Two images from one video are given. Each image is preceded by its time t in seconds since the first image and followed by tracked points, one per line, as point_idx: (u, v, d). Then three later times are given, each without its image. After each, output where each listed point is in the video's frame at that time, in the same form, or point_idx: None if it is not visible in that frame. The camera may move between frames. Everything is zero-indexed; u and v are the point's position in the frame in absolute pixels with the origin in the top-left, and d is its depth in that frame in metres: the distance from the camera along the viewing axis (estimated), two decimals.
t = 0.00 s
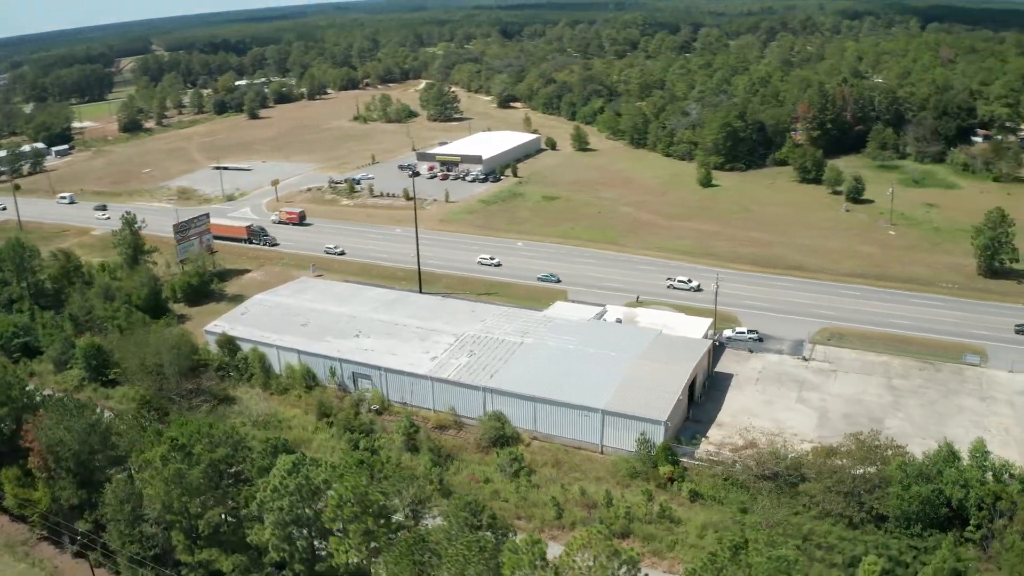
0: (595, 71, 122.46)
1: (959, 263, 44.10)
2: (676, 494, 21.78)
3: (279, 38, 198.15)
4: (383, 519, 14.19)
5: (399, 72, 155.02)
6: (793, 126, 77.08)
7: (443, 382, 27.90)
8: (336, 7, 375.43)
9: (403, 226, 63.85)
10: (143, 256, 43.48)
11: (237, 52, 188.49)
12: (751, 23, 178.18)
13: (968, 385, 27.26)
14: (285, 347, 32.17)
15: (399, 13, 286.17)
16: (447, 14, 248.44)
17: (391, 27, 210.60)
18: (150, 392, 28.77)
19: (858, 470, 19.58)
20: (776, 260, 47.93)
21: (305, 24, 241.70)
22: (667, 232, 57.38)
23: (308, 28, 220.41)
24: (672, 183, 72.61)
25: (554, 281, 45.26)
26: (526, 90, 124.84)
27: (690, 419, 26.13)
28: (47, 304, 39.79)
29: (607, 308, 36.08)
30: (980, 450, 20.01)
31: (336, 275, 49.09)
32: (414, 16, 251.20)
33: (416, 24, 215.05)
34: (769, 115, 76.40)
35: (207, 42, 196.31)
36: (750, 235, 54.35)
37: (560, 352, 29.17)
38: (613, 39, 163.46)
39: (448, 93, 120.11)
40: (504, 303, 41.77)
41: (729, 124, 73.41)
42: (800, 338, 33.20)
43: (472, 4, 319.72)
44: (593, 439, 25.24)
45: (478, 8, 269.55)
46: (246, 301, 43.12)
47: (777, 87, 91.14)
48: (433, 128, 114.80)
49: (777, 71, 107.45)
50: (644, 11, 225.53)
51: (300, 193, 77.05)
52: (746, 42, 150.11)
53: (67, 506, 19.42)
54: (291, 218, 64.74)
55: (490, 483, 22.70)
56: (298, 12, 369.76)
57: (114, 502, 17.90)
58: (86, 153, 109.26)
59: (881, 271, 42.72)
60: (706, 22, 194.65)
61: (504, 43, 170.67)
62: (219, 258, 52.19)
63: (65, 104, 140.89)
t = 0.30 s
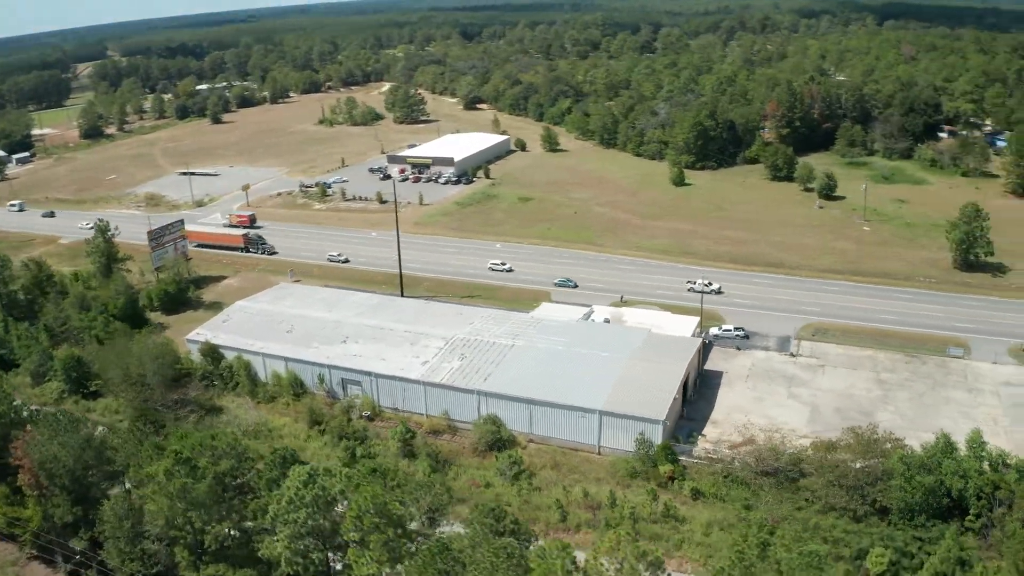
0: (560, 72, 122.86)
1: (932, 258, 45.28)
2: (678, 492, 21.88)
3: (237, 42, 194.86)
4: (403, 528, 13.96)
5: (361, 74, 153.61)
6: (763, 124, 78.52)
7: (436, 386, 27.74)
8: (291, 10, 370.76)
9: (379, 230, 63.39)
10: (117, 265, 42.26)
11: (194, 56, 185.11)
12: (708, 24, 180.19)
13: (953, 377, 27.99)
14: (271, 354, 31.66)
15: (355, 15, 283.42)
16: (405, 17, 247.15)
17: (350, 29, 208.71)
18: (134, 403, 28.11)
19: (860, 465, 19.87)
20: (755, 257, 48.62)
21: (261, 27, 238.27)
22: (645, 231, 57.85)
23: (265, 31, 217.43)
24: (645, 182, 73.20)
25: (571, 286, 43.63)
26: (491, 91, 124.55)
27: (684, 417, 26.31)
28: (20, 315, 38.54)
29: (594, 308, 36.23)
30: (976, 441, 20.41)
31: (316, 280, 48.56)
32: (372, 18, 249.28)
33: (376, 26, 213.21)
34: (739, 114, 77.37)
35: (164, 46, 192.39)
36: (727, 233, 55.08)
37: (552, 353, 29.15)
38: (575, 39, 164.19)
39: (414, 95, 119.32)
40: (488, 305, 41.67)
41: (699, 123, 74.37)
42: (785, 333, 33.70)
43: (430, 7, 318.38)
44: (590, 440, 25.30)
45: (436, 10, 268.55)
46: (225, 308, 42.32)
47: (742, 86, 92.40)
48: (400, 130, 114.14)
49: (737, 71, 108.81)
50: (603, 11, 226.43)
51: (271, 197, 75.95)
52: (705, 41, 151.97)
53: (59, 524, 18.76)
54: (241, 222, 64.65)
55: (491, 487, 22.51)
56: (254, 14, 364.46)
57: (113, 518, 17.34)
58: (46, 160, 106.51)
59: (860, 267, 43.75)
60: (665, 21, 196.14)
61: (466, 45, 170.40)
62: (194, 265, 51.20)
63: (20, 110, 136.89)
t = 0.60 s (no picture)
0: (526, 73, 123.16)
1: (907, 253, 46.35)
2: (680, 491, 21.97)
3: (196, 46, 191.58)
4: (421, 536, 13.74)
5: (325, 77, 152.12)
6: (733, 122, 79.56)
7: (430, 391, 27.54)
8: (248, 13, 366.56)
9: (355, 233, 62.91)
10: (92, 274, 41.23)
11: (151, 61, 181.43)
12: (668, 24, 182.03)
13: (939, 370, 28.69)
14: (258, 362, 31.14)
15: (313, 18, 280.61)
16: (364, 19, 245.28)
17: (310, 33, 206.56)
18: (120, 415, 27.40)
19: (860, 458, 20.12)
20: (734, 254, 49.30)
21: (217, 31, 234.40)
22: (623, 231, 58.26)
23: (223, 35, 214.01)
24: (619, 181, 73.71)
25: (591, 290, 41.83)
26: (458, 92, 124.21)
27: (680, 415, 26.47)
28: None
29: (581, 308, 36.33)
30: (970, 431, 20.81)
31: (295, 285, 48.00)
32: (330, 21, 246.81)
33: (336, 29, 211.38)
34: (709, 113, 78.23)
35: (121, 51, 188.43)
36: (704, 231, 55.76)
37: (545, 354, 29.10)
38: (538, 39, 164.70)
39: (381, 98, 118.56)
40: (474, 308, 41.56)
41: (670, 123, 75.12)
42: (771, 330, 34.15)
43: (388, 9, 316.49)
44: (588, 441, 25.36)
45: (395, 13, 267.03)
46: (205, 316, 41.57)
47: (709, 85, 93.43)
48: (368, 133, 113.36)
49: (701, 71, 110.06)
50: (562, 12, 227.33)
51: (242, 203, 74.81)
52: (666, 41, 153.58)
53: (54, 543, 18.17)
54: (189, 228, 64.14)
55: (493, 491, 22.34)
56: (210, 19, 359.14)
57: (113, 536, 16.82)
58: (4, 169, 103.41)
59: (838, 262, 44.68)
60: (625, 21, 197.55)
61: (429, 47, 169.91)
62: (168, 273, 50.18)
63: None
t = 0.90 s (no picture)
0: (492, 74, 123.14)
1: (883, 248, 47.28)
2: (683, 489, 22.07)
3: (154, 51, 187.88)
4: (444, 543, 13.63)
5: (287, 80, 150.29)
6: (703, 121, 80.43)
7: (424, 395, 27.38)
8: (204, 18, 360.82)
9: (332, 238, 62.29)
10: (66, 283, 40.11)
11: (108, 66, 177.45)
12: (629, 23, 183.41)
13: (925, 363, 29.31)
14: (246, 370, 30.63)
15: (271, 21, 277.01)
16: (323, 22, 242.93)
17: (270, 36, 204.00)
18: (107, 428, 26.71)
19: (860, 451, 20.44)
20: (714, 252, 49.81)
21: (172, 35, 230.12)
22: (601, 230, 58.49)
23: (180, 39, 210.23)
24: (593, 181, 74.01)
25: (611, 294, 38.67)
26: (425, 94, 123.62)
27: (675, 414, 26.67)
28: None
29: (569, 309, 36.40)
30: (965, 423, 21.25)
31: (275, 291, 47.33)
32: (288, 24, 243.96)
33: (296, 32, 209.07)
34: (680, 112, 78.93)
35: (77, 56, 183.92)
36: (682, 229, 56.24)
37: (539, 356, 29.06)
38: (501, 40, 164.83)
39: (347, 101, 117.54)
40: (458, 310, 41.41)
41: (643, 123, 75.63)
42: (758, 327, 34.50)
43: (346, 12, 314.07)
44: (587, 442, 25.49)
45: (353, 15, 265.02)
46: (185, 324, 40.79)
47: (677, 85, 94.33)
48: (336, 136, 112.32)
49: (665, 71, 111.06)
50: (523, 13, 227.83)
51: (213, 208, 73.53)
52: (628, 41, 154.80)
53: (52, 562, 17.60)
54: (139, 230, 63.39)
55: (495, 494, 22.14)
56: (166, 23, 352.63)
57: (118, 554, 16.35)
58: None
59: (817, 259, 45.41)
60: (586, 22, 198.38)
61: (392, 49, 169.00)
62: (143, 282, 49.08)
63: None
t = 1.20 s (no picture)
0: (459, 76, 122.99)
1: (859, 244, 48.16)
2: (684, 487, 22.21)
3: (111, 57, 184.13)
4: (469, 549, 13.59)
5: (250, 85, 148.41)
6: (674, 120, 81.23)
7: (418, 400, 27.23)
8: (159, 22, 354.74)
9: (308, 242, 61.68)
10: (41, 293, 39.16)
11: (64, 71, 173.40)
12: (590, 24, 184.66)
13: (911, 356, 29.90)
14: (235, 378, 30.14)
15: (228, 26, 272.94)
16: (282, 26, 240.42)
17: (230, 40, 201.23)
18: (94, 441, 26.05)
19: (860, 443, 20.78)
20: (693, 250, 50.32)
21: (127, 40, 225.58)
22: (579, 231, 58.72)
23: (137, 44, 206.27)
24: (568, 181, 74.30)
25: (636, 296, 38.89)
26: (392, 97, 123.02)
27: (670, 412, 26.88)
28: None
29: (556, 310, 36.47)
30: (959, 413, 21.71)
31: (254, 297, 46.73)
32: (246, 28, 240.82)
33: (256, 36, 206.57)
34: (651, 112, 79.58)
35: (30, 63, 179.37)
36: (659, 228, 56.74)
37: (532, 358, 29.04)
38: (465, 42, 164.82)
39: (314, 104, 116.46)
40: (443, 313, 41.28)
41: (615, 123, 76.12)
42: (743, 323, 34.92)
43: (304, 15, 311.22)
44: (585, 443, 25.61)
45: (312, 19, 262.60)
46: (165, 333, 40.04)
47: (645, 86, 95.12)
48: (304, 140, 111.22)
49: (631, 71, 111.91)
50: (485, 15, 228.01)
51: (183, 214, 72.28)
52: (591, 42, 155.84)
53: None
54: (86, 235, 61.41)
55: (498, 498, 22.05)
56: (122, 28, 346.02)
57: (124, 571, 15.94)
58: None
59: (795, 255, 46.13)
60: (548, 23, 198.99)
61: (355, 52, 167.89)
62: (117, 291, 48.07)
63: None
